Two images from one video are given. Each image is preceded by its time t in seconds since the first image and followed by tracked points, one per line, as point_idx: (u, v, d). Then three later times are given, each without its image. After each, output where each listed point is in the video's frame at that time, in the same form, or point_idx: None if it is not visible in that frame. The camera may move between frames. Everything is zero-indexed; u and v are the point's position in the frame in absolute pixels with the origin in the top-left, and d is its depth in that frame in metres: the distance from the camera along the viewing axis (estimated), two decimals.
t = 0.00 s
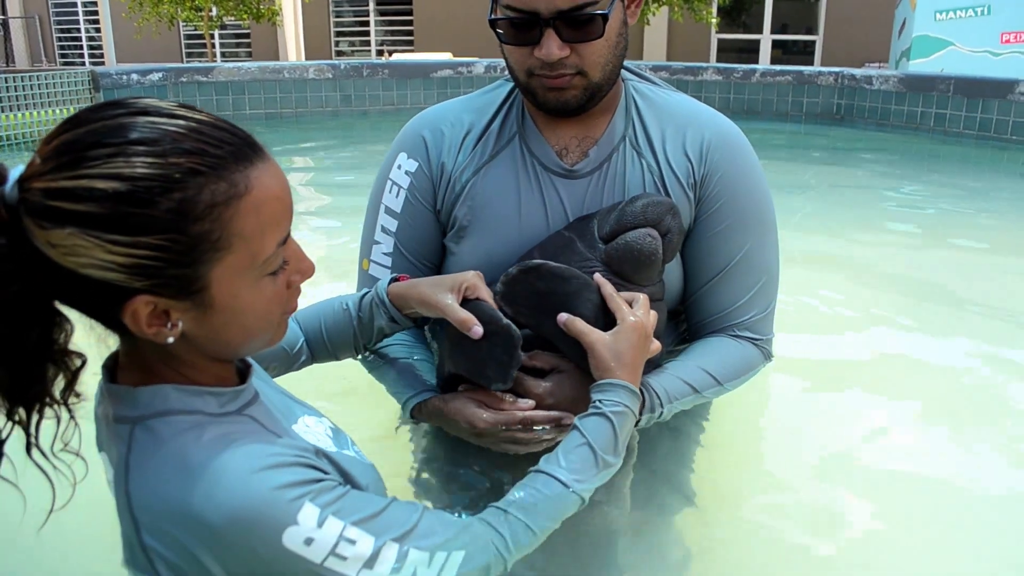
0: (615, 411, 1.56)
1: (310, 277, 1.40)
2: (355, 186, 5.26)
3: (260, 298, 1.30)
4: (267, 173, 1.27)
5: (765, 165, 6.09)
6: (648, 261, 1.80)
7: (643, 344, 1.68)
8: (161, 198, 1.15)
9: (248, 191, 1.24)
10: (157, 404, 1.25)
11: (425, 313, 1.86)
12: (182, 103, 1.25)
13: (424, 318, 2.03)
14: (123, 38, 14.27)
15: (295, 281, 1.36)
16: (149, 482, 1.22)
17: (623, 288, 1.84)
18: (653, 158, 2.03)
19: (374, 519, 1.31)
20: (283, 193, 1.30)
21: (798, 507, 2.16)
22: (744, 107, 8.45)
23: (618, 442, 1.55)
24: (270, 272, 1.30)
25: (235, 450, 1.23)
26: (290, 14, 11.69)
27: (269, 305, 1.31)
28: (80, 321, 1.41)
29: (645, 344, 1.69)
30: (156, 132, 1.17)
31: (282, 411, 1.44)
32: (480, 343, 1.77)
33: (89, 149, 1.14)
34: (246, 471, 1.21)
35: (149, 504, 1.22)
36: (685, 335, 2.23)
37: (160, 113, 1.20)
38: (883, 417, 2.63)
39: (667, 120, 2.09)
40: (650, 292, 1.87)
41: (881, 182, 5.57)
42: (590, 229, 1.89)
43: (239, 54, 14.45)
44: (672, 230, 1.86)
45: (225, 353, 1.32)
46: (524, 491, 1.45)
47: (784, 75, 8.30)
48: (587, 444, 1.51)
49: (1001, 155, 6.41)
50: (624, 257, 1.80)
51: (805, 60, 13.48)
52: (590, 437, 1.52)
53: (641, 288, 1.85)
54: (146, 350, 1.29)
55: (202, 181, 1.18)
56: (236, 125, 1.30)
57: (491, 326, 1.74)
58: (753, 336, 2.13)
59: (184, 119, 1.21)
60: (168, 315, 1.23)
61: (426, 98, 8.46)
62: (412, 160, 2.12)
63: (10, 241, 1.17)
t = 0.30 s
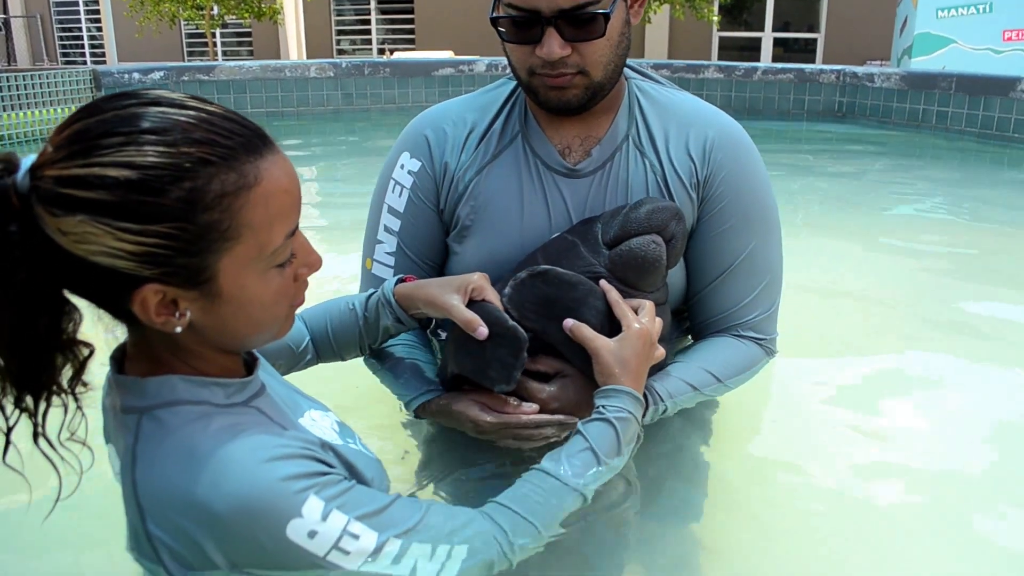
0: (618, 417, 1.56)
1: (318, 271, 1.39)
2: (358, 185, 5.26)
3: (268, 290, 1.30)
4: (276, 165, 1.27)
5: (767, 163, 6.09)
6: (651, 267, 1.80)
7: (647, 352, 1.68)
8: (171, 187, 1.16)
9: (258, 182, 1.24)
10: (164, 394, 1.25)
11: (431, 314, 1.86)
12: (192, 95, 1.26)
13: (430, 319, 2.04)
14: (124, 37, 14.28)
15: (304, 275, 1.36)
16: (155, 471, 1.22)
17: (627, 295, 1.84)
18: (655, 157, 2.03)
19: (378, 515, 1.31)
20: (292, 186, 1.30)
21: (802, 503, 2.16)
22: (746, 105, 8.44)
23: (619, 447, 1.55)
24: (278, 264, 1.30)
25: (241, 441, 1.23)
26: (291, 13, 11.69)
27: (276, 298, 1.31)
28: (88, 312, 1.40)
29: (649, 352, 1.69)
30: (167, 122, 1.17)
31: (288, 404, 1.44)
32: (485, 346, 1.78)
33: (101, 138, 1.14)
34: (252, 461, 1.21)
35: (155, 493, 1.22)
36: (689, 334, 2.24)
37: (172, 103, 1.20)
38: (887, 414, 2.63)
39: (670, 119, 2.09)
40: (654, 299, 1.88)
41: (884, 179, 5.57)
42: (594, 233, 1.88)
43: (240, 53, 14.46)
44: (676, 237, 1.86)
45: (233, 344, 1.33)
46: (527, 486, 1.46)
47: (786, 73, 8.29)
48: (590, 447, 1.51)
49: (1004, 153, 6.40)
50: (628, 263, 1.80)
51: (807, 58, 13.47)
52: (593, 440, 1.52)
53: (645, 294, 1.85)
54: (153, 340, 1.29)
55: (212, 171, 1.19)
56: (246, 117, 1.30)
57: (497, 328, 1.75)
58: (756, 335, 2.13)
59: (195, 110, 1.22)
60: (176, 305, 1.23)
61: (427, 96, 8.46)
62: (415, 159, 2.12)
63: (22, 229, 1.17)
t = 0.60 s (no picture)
0: (619, 421, 1.56)
1: (321, 271, 1.40)
2: (357, 183, 5.26)
3: (271, 287, 1.29)
4: (286, 161, 1.28)
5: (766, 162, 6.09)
6: (653, 273, 1.80)
7: (647, 356, 1.68)
8: (183, 176, 1.16)
9: (268, 176, 1.25)
10: (166, 389, 1.25)
11: (430, 315, 1.86)
12: (206, 90, 1.27)
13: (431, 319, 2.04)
14: (123, 36, 14.25)
15: (306, 274, 1.36)
16: (157, 466, 1.22)
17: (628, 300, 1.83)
18: (654, 157, 2.03)
19: (379, 515, 1.31)
20: (300, 183, 1.30)
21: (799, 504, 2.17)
22: (745, 104, 8.45)
23: (620, 451, 1.55)
24: (283, 261, 1.30)
25: (242, 436, 1.24)
26: (289, 12, 11.67)
27: (280, 295, 1.31)
28: (92, 304, 1.41)
29: (649, 356, 1.69)
30: (181, 114, 1.18)
31: (290, 400, 1.45)
32: (485, 346, 1.79)
33: (115, 126, 1.15)
34: (253, 457, 1.22)
35: (156, 488, 1.22)
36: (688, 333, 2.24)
37: (187, 96, 1.22)
38: (886, 415, 2.63)
39: (670, 120, 2.09)
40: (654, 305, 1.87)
41: (883, 179, 5.58)
42: (596, 237, 1.88)
43: (239, 52, 14.45)
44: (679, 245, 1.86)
45: (237, 341, 1.33)
46: (529, 490, 1.47)
47: (785, 72, 8.29)
48: (590, 451, 1.51)
49: (1003, 152, 6.41)
50: (629, 269, 1.80)
51: (806, 57, 13.48)
52: (593, 445, 1.52)
53: (646, 299, 1.85)
54: (156, 334, 1.29)
55: (225, 163, 1.20)
56: (258, 115, 1.31)
57: (497, 330, 1.76)
58: (755, 336, 2.13)
59: (209, 104, 1.23)
60: (181, 297, 1.23)
61: (426, 95, 8.45)
62: (414, 159, 2.12)
63: (30, 214, 1.17)
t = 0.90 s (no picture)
0: (614, 412, 1.57)
1: (316, 272, 1.40)
2: (351, 173, 5.26)
3: (268, 280, 1.30)
4: (294, 157, 1.30)
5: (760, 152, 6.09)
6: (647, 266, 1.80)
7: (642, 347, 1.69)
8: (192, 165, 1.18)
9: (276, 171, 1.26)
10: (157, 380, 1.26)
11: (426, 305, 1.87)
12: (220, 82, 1.29)
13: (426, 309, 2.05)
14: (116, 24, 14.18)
15: (302, 273, 1.36)
16: (148, 457, 1.23)
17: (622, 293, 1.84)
18: (648, 147, 2.04)
19: (371, 505, 1.32)
20: (305, 179, 1.31)
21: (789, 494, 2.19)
22: (740, 94, 8.45)
23: (615, 442, 1.56)
24: (280, 257, 1.31)
25: (233, 428, 1.24)
26: (284, 1, 11.60)
27: (275, 291, 1.32)
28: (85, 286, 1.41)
29: (644, 347, 1.70)
30: (193, 103, 1.20)
31: (284, 390, 1.45)
32: (483, 336, 1.80)
33: (127, 109, 1.16)
34: (243, 448, 1.22)
35: (147, 479, 1.23)
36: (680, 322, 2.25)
37: (201, 86, 1.23)
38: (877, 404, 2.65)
39: (664, 110, 2.09)
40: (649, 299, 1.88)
41: (876, 168, 5.59)
42: (591, 228, 1.89)
43: (234, 41, 14.40)
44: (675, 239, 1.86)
45: (231, 335, 1.33)
46: (520, 480, 1.47)
47: (780, 62, 8.24)
48: (585, 442, 1.52)
49: (996, 142, 6.42)
50: (624, 262, 1.80)
51: (802, 47, 13.45)
52: (589, 435, 1.53)
53: (641, 292, 1.85)
54: (150, 324, 1.30)
55: (234, 155, 1.21)
56: (270, 111, 1.33)
57: (496, 320, 1.78)
58: (747, 326, 2.14)
59: (223, 97, 1.25)
60: (176, 285, 1.24)
61: (421, 84, 8.43)
62: (407, 147, 2.12)
63: (32, 188, 1.17)
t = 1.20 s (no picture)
0: (607, 399, 1.57)
1: (309, 259, 1.39)
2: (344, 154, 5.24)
3: (263, 265, 1.29)
4: (291, 143, 1.29)
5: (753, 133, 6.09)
6: (641, 251, 1.80)
7: (636, 333, 1.69)
8: (192, 145, 1.17)
9: (274, 156, 1.26)
10: (146, 363, 1.26)
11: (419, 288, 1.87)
12: (221, 66, 1.28)
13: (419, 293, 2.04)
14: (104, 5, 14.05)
15: (295, 260, 1.36)
16: (137, 440, 1.22)
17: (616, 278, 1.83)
18: (641, 127, 2.03)
19: (360, 489, 1.32)
20: (301, 165, 1.31)
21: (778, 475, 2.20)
22: (734, 75, 8.43)
23: (608, 428, 1.56)
24: (276, 242, 1.30)
25: (222, 412, 1.24)
26: None
27: (270, 275, 1.31)
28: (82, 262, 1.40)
29: (638, 334, 1.70)
30: (196, 84, 1.19)
31: (276, 375, 1.45)
32: (475, 320, 1.80)
33: (129, 88, 1.16)
34: (231, 431, 1.22)
35: (135, 463, 1.22)
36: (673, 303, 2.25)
37: (203, 68, 1.23)
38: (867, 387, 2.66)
39: (658, 90, 2.08)
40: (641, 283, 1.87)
41: (869, 150, 5.59)
42: (584, 212, 1.87)
43: (225, 23, 14.29)
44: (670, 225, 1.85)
45: (223, 319, 1.33)
46: (511, 463, 1.47)
47: (774, 44, 8.22)
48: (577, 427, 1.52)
49: (988, 124, 6.43)
50: (617, 247, 1.80)
51: (796, 29, 13.42)
52: (581, 420, 1.53)
53: (634, 278, 1.85)
54: (141, 306, 1.29)
55: (234, 137, 1.20)
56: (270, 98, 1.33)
57: (487, 303, 1.77)
58: (739, 307, 2.14)
59: (225, 80, 1.24)
60: (171, 266, 1.23)
61: (414, 66, 8.39)
62: (400, 127, 2.11)
63: (30, 164, 1.16)
